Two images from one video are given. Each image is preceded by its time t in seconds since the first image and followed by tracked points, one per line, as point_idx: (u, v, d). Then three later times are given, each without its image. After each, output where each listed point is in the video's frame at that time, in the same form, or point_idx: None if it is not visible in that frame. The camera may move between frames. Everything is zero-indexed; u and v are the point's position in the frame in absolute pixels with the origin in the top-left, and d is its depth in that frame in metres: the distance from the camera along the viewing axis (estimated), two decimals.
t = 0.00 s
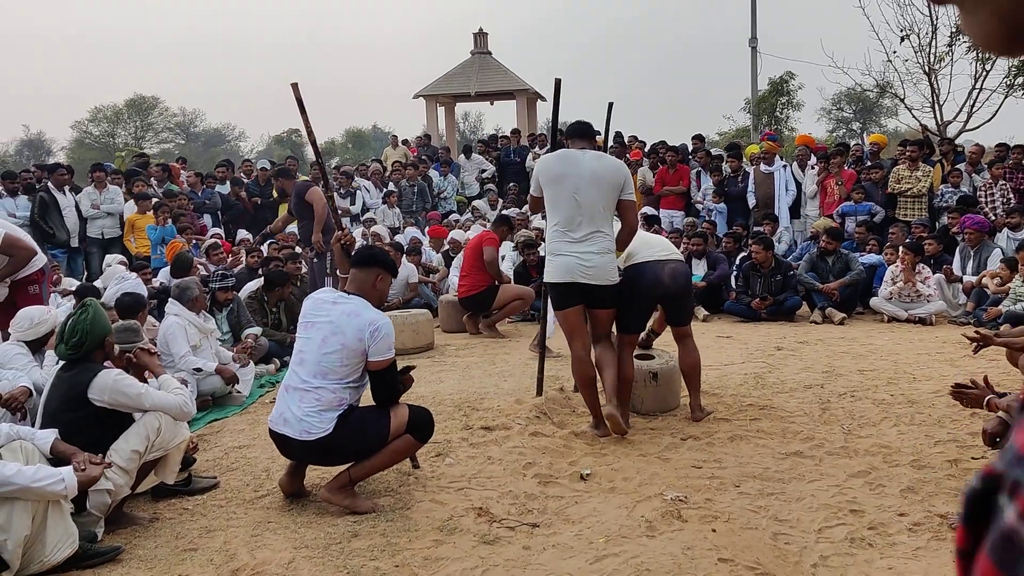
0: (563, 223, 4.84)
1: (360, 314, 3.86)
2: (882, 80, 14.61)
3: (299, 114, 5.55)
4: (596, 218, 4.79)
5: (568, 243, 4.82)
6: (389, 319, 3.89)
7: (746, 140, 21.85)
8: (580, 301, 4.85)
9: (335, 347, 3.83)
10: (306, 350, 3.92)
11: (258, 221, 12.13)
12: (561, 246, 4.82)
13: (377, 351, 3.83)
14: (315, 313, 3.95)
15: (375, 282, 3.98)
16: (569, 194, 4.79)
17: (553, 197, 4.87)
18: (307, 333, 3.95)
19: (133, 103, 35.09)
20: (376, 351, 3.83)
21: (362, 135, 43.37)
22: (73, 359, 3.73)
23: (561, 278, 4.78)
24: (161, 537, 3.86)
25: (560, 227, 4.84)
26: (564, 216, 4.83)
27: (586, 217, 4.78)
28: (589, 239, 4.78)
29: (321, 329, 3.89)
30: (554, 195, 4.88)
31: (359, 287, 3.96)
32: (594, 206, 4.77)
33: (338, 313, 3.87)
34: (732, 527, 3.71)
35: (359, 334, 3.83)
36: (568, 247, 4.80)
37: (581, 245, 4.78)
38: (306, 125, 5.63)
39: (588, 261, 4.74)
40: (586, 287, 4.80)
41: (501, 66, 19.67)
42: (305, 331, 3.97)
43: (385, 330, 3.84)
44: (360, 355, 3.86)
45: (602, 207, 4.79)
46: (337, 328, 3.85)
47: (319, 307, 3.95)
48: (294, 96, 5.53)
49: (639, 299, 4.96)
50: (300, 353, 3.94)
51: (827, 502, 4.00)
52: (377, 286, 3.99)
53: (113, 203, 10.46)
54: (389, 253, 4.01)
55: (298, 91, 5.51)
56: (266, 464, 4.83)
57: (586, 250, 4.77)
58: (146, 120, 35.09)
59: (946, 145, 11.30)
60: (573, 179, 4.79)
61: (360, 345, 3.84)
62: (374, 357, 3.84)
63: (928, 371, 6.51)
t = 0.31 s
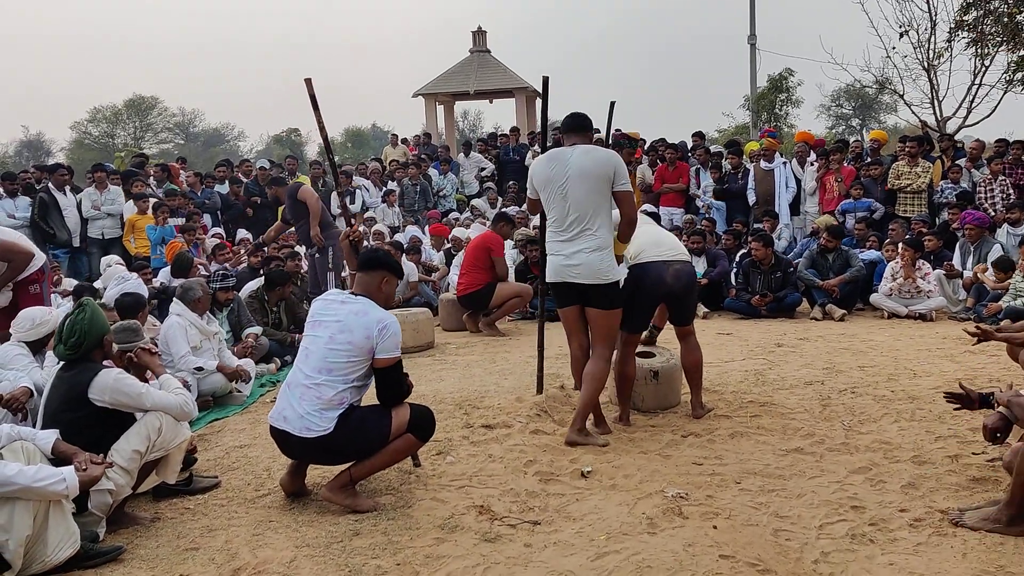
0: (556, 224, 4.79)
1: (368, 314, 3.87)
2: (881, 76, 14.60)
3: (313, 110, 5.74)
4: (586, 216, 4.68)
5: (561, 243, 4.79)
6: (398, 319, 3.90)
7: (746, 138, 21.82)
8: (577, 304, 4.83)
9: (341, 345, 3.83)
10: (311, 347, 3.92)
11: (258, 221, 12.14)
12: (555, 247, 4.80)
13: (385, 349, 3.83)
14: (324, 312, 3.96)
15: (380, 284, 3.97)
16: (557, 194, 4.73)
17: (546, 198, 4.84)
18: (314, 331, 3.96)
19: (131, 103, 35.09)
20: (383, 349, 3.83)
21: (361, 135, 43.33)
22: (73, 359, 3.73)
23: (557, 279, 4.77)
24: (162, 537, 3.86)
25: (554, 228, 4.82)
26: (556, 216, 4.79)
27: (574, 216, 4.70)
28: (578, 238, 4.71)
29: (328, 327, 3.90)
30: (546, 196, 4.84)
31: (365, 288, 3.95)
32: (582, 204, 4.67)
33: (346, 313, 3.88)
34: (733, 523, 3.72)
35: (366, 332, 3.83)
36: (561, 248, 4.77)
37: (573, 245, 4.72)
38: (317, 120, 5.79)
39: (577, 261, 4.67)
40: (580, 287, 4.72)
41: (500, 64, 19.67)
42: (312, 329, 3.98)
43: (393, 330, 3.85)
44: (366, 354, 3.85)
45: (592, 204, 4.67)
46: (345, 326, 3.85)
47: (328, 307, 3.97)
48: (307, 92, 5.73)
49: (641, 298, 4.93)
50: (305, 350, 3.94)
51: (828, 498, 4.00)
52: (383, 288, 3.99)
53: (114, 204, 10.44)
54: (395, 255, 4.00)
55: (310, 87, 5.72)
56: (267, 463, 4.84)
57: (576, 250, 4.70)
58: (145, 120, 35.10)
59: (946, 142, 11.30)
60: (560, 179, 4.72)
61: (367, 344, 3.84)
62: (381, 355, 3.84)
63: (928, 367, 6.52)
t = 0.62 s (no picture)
0: (549, 222, 4.78)
1: (373, 313, 3.87)
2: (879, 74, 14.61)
3: (318, 109, 5.67)
4: (577, 214, 4.66)
5: (554, 241, 4.77)
6: (402, 319, 3.91)
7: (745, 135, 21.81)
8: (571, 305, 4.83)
9: (345, 343, 3.84)
10: (315, 345, 3.92)
11: (257, 221, 12.14)
12: (548, 245, 4.79)
13: (389, 349, 3.84)
14: (327, 310, 3.97)
15: (383, 285, 3.98)
16: (549, 192, 4.74)
17: (539, 196, 4.85)
18: (317, 330, 3.96)
19: (129, 103, 35.05)
20: (388, 349, 3.84)
21: (359, 133, 43.29)
22: (72, 359, 3.73)
23: (549, 277, 4.76)
24: (163, 536, 3.87)
25: (546, 227, 4.82)
26: (549, 214, 4.79)
27: (564, 214, 4.70)
28: (569, 237, 4.69)
29: (331, 325, 3.90)
30: (539, 194, 4.84)
31: (367, 288, 3.96)
32: (573, 201, 4.66)
33: (350, 312, 3.88)
34: (733, 520, 3.72)
35: (371, 331, 3.83)
36: (553, 246, 4.75)
37: (565, 242, 4.70)
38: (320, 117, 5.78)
39: (569, 259, 4.64)
40: (572, 285, 4.69)
41: (498, 63, 19.66)
42: (315, 327, 3.98)
43: (397, 329, 3.85)
44: (370, 353, 3.85)
45: (583, 201, 4.65)
46: (348, 325, 3.85)
47: (332, 306, 3.97)
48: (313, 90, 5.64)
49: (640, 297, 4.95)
50: (308, 348, 3.95)
51: (827, 494, 4.01)
52: (385, 289, 3.99)
53: (114, 204, 10.42)
54: (397, 255, 4.01)
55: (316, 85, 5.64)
56: (267, 462, 4.84)
57: (567, 248, 4.68)
58: (143, 120, 35.09)
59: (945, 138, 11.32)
60: (551, 176, 4.73)
61: (371, 342, 3.84)
62: (385, 354, 3.85)
63: (927, 363, 6.52)
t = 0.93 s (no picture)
0: (543, 219, 4.80)
1: (373, 313, 3.88)
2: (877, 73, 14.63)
3: (317, 109, 5.67)
4: (569, 211, 4.66)
5: (548, 239, 4.79)
6: (402, 319, 3.91)
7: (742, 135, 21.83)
8: (564, 299, 4.81)
9: (345, 344, 3.84)
10: (315, 346, 3.92)
11: (256, 221, 12.14)
12: (542, 243, 4.80)
13: (389, 350, 3.84)
14: (326, 311, 3.97)
15: (381, 286, 3.98)
16: (542, 189, 4.75)
17: (532, 194, 4.86)
18: (317, 330, 3.96)
19: (127, 104, 34.99)
20: (388, 350, 3.85)
21: (358, 134, 43.24)
22: (69, 360, 3.73)
23: (544, 275, 4.78)
24: (162, 537, 3.87)
25: (540, 225, 4.84)
26: (543, 212, 4.80)
27: (556, 212, 4.70)
28: (562, 234, 4.70)
29: (331, 326, 3.90)
30: (532, 191, 4.85)
31: (365, 289, 3.96)
32: (564, 198, 4.66)
33: (350, 313, 3.88)
34: (731, 519, 3.73)
35: (371, 332, 3.83)
36: (547, 244, 4.76)
37: (558, 240, 4.71)
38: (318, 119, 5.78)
39: (562, 257, 4.65)
40: (566, 283, 4.70)
41: (496, 63, 19.66)
42: (314, 328, 3.98)
43: (397, 330, 3.86)
44: (370, 353, 3.85)
45: (574, 198, 4.65)
46: (349, 326, 3.85)
47: (331, 306, 3.97)
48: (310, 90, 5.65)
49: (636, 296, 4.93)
50: (308, 348, 3.95)
51: (825, 493, 4.02)
52: (383, 289, 3.99)
53: (114, 205, 10.43)
54: (395, 255, 4.00)
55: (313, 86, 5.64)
56: (267, 463, 4.84)
57: (560, 246, 4.68)
58: (141, 121, 35.05)
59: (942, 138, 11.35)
60: (543, 174, 4.74)
61: (371, 343, 3.84)
62: (385, 355, 3.85)
63: (925, 362, 6.53)
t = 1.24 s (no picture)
0: (524, 221, 4.84)
1: (365, 314, 3.88)
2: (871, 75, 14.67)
3: (311, 111, 5.66)
4: (548, 213, 4.69)
5: (530, 240, 4.82)
6: (393, 319, 3.90)
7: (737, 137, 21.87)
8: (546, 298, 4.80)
9: (339, 345, 3.84)
10: (307, 348, 3.92)
11: (252, 223, 12.11)
12: (524, 244, 4.85)
13: (382, 351, 3.85)
14: (318, 313, 3.97)
15: (370, 287, 3.96)
16: (520, 192, 4.78)
17: (513, 197, 4.90)
18: (310, 333, 3.96)
19: (122, 106, 34.86)
20: (381, 350, 3.85)
21: (353, 136, 43.19)
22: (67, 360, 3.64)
23: (526, 276, 4.83)
24: (158, 539, 3.86)
25: (523, 226, 4.88)
26: (523, 214, 4.83)
27: (535, 214, 4.74)
28: (542, 235, 4.74)
29: (324, 328, 3.90)
30: (513, 193, 4.89)
31: (355, 290, 3.96)
32: (542, 200, 4.68)
33: (343, 314, 3.88)
34: (726, 520, 3.74)
35: (363, 333, 3.84)
36: (529, 246, 4.80)
37: (539, 242, 4.75)
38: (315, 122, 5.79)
39: (543, 258, 4.69)
40: (547, 282, 4.74)
41: (492, 65, 19.66)
42: (307, 331, 3.98)
43: (389, 330, 3.87)
44: (363, 354, 3.86)
45: (552, 199, 4.66)
46: (341, 328, 3.86)
47: (323, 308, 3.97)
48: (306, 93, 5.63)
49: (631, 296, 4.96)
50: (300, 350, 3.95)
51: (820, 494, 4.03)
52: (373, 290, 3.97)
53: (110, 208, 10.41)
54: (389, 256, 4.00)
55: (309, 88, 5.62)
56: (262, 465, 4.83)
57: (540, 247, 4.72)
58: (136, 123, 34.92)
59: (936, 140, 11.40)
60: (521, 177, 4.77)
61: (364, 345, 3.84)
62: (379, 356, 3.85)
63: (919, 363, 6.55)
